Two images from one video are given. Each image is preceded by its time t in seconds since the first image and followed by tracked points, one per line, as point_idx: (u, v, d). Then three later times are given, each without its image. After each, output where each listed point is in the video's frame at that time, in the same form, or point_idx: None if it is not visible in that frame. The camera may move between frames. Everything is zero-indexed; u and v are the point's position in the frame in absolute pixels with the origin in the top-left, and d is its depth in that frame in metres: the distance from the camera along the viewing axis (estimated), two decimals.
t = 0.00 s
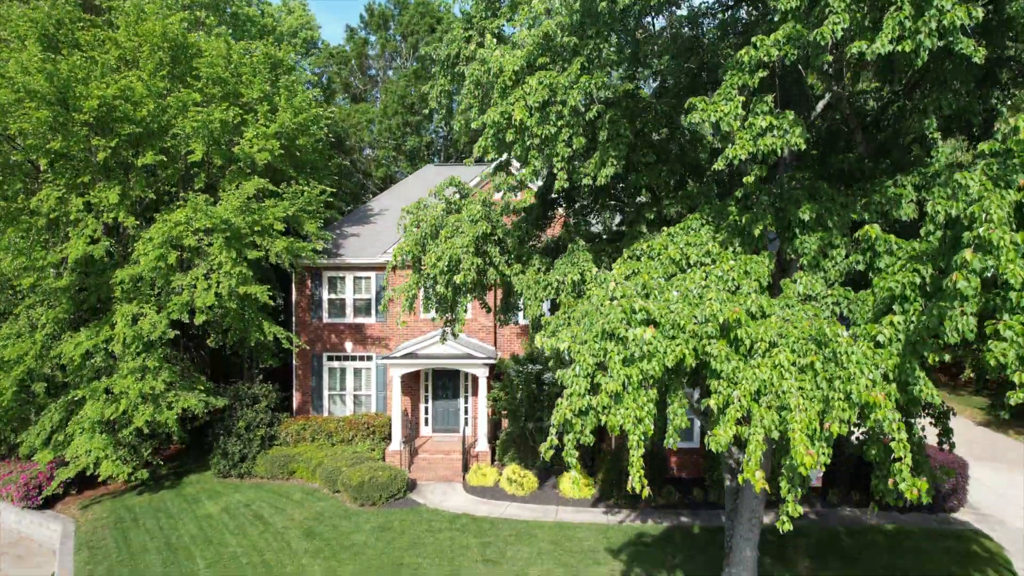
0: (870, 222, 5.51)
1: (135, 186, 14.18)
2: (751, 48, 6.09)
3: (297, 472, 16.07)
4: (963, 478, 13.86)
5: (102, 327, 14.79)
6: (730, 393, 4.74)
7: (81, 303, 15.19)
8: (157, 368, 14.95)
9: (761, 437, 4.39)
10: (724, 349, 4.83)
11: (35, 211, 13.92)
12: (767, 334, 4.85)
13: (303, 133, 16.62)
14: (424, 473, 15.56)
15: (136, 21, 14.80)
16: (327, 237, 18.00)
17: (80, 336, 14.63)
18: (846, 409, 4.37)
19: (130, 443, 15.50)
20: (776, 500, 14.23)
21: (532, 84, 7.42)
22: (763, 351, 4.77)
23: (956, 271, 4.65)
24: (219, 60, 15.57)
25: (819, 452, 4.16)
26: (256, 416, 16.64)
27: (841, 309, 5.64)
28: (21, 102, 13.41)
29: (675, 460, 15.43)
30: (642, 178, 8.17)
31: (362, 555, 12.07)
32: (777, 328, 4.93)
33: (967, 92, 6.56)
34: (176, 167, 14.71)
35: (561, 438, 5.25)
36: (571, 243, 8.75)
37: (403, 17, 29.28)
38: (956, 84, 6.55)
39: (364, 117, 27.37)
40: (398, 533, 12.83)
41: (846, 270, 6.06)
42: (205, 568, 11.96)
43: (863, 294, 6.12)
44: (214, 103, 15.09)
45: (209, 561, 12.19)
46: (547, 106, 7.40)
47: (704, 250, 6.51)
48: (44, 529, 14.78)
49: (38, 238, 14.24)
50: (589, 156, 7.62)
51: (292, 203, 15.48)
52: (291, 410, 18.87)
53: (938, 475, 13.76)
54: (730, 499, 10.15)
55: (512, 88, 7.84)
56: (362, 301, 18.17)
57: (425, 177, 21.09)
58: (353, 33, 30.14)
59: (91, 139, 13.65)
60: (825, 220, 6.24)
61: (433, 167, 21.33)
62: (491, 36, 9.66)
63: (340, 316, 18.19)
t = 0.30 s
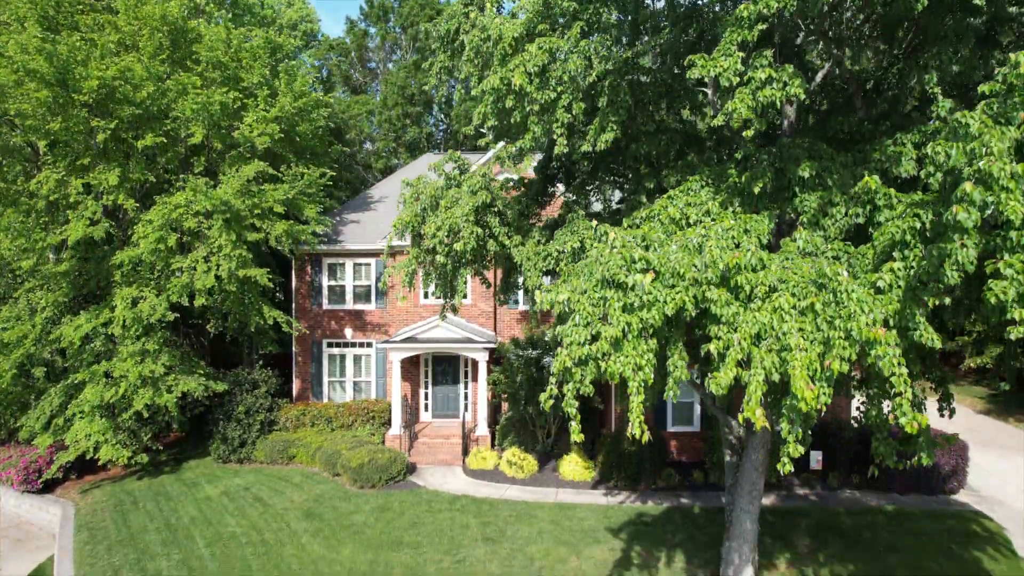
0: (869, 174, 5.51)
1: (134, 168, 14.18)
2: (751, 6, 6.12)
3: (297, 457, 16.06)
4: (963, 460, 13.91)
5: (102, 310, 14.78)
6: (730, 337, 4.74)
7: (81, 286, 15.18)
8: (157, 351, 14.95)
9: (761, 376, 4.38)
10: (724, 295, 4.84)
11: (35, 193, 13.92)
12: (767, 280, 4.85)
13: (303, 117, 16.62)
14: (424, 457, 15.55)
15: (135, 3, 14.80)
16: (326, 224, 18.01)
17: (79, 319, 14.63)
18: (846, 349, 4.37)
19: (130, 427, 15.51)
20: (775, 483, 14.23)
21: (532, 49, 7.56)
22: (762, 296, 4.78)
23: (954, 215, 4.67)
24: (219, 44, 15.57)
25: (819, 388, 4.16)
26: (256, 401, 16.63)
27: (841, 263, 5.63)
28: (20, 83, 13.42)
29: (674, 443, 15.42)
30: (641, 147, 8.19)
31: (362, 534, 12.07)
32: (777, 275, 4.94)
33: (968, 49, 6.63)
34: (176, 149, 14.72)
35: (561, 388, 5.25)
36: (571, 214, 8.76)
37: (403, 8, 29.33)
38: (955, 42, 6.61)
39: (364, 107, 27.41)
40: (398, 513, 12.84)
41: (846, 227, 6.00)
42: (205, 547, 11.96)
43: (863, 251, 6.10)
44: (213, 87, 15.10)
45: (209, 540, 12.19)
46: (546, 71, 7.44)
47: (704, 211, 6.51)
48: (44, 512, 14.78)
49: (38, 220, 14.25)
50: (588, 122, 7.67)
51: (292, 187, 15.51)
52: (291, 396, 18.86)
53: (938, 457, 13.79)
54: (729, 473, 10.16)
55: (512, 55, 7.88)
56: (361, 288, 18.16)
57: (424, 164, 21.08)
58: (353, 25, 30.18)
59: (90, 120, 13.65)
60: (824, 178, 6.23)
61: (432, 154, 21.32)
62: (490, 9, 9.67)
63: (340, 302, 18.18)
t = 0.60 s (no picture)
0: (869, 128, 5.52)
1: (134, 151, 14.20)
2: None
3: (297, 442, 16.05)
4: (963, 443, 13.81)
5: (102, 294, 14.77)
6: (730, 283, 4.74)
7: (81, 271, 15.17)
8: (157, 335, 14.95)
9: (761, 318, 4.38)
10: (723, 243, 4.85)
11: (35, 176, 13.91)
12: (767, 228, 4.86)
13: (302, 103, 16.66)
14: (424, 442, 15.54)
15: None
16: (326, 212, 18.07)
17: (79, 303, 14.62)
18: (845, 290, 4.37)
19: (130, 412, 15.50)
20: (774, 466, 14.23)
21: (531, 16, 7.61)
22: (762, 243, 4.79)
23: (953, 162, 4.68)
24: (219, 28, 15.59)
25: (818, 326, 4.16)
26: (256, 386, 16.62)
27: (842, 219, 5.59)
28: (20, 65, 13.41)
29: (674, 428, 15.38)
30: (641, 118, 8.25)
31: (362, 515, 12.06)
32: (777, 224, 4.95)
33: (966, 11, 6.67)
34: (175, 133, 14.73)
35: (561, 341, 5.24)
36: (570, 186, 8.76)
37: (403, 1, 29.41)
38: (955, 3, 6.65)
39: (364, 99, 27.49)
40: (398, 495, 12.83)
41: (846, 186, 5.96)
42: (205, 527, 11.95)
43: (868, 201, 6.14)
44: (213, 70, 15.09)
45: (209, 521, 12.18)
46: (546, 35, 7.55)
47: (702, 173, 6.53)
48: (44, 497, 14.77)
49: (38, 203, 14.23)
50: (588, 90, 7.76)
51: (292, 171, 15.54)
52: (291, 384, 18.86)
53: (938, 439, 13.72)
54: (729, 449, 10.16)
55: (513, 20, 7.92)
56: (362, 275, 18.17)
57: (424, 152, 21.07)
58: (353, 18, 30.23)
59: (90, 102, 13.64)
60: (824, 139, 6.24)
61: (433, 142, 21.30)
62: None
63: (340, 289, 18.18)
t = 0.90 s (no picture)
0: (870, 83, 5.53)
1: (134, 135, 14.21)
2: None
3: (297, 428, 16.05)
4: (963, 426, 13.76)
5: (102, 278, 14.77)
6: (729, 231, 4.79)
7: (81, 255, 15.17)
8: (157, 320, 14.97)
9: (761, 262, 4.42)
10: (723, 192, 4.91)
11: (35, 159, 13.90)
12: (766, 177, 4.88)
13: (302, 89, 16.69)
14: (424, 427, 15.54)
15: None
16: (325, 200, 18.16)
17: (79, 288, 14.62)
18: (845, 232, 4.43)
19: (130, 397, 15.50)
20: (774, 450, 14.26)
21: None
22: (761, 192, 4.86)
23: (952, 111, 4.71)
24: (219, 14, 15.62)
25: (818, 267, 4.22)
26: (256, 372, 16.60)
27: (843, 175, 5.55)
28: (20, 48, 13.42)
29: (674, 412, 15.36)
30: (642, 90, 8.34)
31: (362, 495, 12.07)
32: (776, 173, 5.01)
33: None
34: (175, 117, 14.76)
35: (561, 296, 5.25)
36: (570, 159, 8.78)
37: None
38: None
39: (364, 91, 27.56)
40: (398, 476, 12.84)
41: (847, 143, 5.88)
42: (205, 507, 11.95)
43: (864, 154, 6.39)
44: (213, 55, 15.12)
45: (209, 502, 12.17)
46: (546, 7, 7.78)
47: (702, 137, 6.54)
48: (43, 482, 14.75)
49: (38, 187, 14.22)
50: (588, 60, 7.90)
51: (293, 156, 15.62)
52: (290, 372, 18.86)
53: (937, 422, 13.66)
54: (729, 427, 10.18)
55: None
56: (361, 262, 18.18)
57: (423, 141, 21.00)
58: (353, 10, 30.28)
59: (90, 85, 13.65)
60: (824, 101, 6.26)
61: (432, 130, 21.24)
62: None
63: (340, 277, 18.19)
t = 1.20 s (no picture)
0: (870, 41, 5.54)
1: (134, 120, 14.22)
2: None
3: (297, 415, 16.06)
4: (963, 410, 13.79)
5: (102, 264, 14.78)
6: (729, 183, 4.83)
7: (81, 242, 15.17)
8: (156, 306, 15.00)
9: (761, 210, 4.44)
10: (723, 145, 4.91)
11: (34, 143, 13.92)
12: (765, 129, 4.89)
13: (301, 77, 16.72)
14: (424, 413, 15.53)
15: None
16: (326, 188, 18.18)
17: (79, 273, 14.64)
18: (844, 180, 4.43)
19: (130, 383, 15.51)
20: (774, 435, 14.28)
21: None
22: (761, 143, 4.93)
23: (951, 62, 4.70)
24: None
25: (817, 211, 4.26)
26: (256, 359, 16.56)
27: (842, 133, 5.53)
28: (20, 31, 13.43)
29: (674, 398, 15.35)
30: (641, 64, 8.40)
31: (362, 477, 12.08)
32: (776, 127, 5.01)
33: None
34: (175, 102, 14.79)
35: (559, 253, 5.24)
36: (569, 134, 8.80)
37: None
38: None
39: (364, 84, 27.65)
40: (397, 460, 12.84)
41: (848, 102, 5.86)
42: (205, 489, 11.96)
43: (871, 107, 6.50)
44: (212, 41, 15.13)
45: (209, 484, 12.17)
46: None
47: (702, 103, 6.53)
48: (43, 467, 14.74)
49: (38, 171, 14.23)
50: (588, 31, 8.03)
51: (293, 142, 15.66)
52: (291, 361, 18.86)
53: (937, 406, 13.66)
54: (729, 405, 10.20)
55: None
56: (362, 251, 18.19)
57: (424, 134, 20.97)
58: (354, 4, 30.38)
59: (89, 69, 13.65)
60: (824, 66, 6.26)
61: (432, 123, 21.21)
62: None
63: (340, 265, 18.21)
